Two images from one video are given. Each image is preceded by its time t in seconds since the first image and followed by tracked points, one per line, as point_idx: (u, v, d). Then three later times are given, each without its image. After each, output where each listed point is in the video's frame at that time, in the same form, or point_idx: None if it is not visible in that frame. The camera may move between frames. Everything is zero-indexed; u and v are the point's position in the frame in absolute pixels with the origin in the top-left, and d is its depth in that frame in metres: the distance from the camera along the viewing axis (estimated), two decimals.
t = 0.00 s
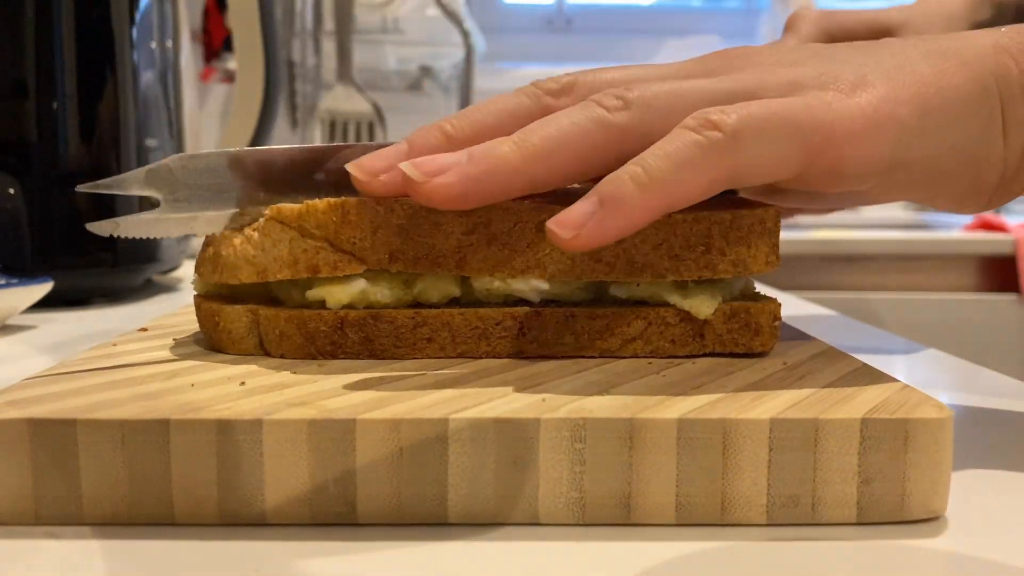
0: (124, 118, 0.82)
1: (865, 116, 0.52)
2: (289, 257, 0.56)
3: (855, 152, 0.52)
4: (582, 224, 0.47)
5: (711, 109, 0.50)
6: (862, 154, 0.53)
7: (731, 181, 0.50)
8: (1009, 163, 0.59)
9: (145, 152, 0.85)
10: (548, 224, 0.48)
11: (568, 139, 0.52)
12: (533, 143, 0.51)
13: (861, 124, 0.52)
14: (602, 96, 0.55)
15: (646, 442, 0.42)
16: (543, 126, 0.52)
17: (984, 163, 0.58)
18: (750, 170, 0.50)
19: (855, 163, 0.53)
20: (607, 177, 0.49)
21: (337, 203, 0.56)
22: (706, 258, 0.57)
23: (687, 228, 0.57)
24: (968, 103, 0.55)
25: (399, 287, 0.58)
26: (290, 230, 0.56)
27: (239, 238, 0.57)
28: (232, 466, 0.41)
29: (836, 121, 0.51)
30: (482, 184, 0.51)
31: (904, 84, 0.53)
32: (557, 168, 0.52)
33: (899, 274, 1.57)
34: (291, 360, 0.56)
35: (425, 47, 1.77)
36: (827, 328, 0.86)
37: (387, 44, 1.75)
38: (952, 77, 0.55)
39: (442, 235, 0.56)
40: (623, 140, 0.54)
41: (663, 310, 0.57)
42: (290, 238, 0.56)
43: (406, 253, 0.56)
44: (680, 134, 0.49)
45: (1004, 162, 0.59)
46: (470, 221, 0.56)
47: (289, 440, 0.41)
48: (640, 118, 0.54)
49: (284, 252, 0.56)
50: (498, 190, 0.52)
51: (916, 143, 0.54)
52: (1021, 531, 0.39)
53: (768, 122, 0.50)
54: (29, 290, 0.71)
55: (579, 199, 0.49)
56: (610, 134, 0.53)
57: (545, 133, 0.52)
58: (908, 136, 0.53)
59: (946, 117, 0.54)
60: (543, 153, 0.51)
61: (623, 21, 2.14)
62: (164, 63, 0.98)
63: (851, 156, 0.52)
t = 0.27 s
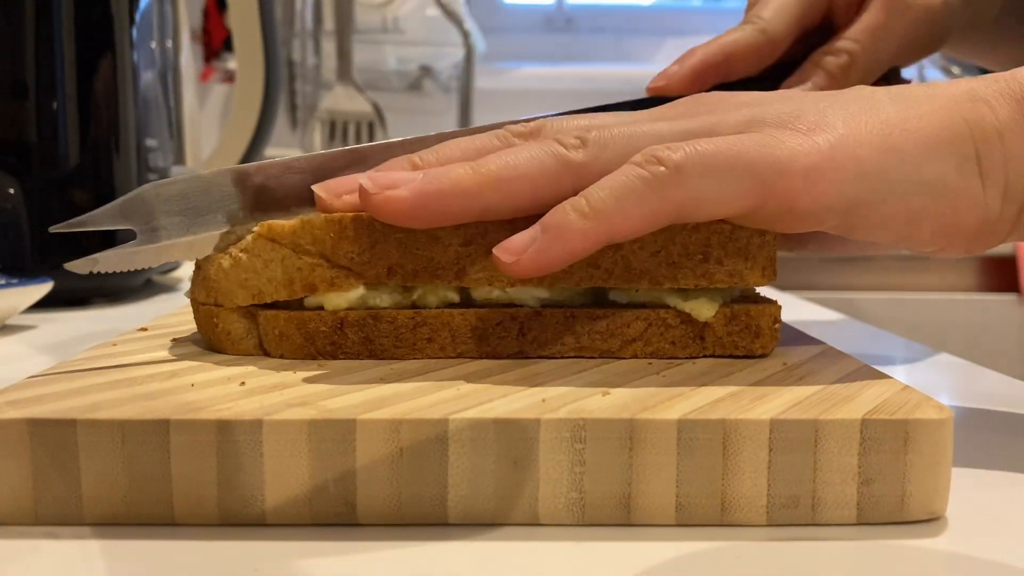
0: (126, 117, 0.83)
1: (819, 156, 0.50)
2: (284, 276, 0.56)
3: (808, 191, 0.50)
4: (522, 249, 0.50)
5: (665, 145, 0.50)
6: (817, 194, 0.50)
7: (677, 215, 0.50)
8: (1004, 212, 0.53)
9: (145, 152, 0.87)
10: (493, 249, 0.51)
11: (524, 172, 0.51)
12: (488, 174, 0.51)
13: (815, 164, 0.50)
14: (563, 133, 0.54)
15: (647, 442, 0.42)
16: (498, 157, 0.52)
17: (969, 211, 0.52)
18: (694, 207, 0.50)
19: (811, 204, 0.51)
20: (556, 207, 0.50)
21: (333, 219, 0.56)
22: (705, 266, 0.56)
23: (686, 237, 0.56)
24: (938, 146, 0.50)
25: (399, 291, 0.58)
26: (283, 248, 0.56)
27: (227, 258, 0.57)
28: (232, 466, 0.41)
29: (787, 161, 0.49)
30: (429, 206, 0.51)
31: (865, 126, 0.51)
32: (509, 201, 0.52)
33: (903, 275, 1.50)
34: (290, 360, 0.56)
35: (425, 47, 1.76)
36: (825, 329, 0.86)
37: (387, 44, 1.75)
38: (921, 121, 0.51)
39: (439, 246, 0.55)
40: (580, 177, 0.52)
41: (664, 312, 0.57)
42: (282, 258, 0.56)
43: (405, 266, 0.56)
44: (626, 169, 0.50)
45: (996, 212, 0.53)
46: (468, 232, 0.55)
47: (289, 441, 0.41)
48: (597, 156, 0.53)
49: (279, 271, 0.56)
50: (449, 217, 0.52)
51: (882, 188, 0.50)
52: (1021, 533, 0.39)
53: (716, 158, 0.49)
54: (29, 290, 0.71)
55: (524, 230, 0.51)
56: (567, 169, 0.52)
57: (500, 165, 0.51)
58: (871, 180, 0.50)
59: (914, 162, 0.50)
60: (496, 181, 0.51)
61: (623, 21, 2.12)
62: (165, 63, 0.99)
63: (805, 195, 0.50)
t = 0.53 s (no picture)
0: (126, 117, 0.83)
1: (821, 165, 0.50)
2: (289, 281, 0.56)
3: (811, 201, 0.50)
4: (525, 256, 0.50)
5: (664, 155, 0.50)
6: (819, 203, 0.50)
7: (680, 223, 0.50)
8: (1005, 223, 0.53)
9: (145, 152, 0.87)
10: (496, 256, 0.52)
11: (526, 180, 0.51)
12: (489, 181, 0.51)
13: (817, 173, 0.49)
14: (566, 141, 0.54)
15: (647, 442, 0.42)
16: (501, 164, 0.52)
17: (971, 222, 0.52)
18: (697, 214, 0.50)
19: (813, 213, 0.50)
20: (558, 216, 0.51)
21: (339, 228, 0.55)
22: (708, 272, 0.56)
23: (690, 242, 0.56)
24: (939, 157, 0.50)
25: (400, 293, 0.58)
26: (288, 254, 0.56)
27: (230, 262, 0.57)
28: (232, 466, 0.41)
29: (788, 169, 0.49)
30: (434, 215, 0.51)
31: (867, 136, 0.50)
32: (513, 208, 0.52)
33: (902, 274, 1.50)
34: (290, 359, 0.56)
35: (425, 46, 1.77)
36: (824, 329, 0.86)
37: (387, 44, 1.75)
38: (921, 131, 0.51)
39: (444, 252, 0.56)
40: (584, 183, 0.52)
41: (665, 312, 0.57)
42: (286, 263, 0.56)
43: (410, 274, 0.56)
44: (626, 177, 0.50)
45: (998, 223, 0.53)
46: (471, 239, 0.55)
47: (289, 441, 0.41)
48: (601, 163, 0.53)
49: (283, 276, 0.56)
50: (451, 226, 0.52)
51: (883, 198, 0.50)
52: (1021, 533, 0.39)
53: (716, 167, 0.49)
54: (29, 291, 0.71)
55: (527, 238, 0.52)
56: (571, 176, 0.52)
57: (500, 174, 0.51)
58: (873, 189, 0.50)
59: (915, 171, 0.50)
60: (500, 189, 0.51)
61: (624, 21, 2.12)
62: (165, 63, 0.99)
63: (807, 204, 0.50)
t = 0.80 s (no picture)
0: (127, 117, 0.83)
1: (823, 173, 0.49)
2: (294, 281, 0.56)
3: (812, 209, 0.50)
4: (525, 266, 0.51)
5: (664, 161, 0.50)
6: (821, 211, 0.50)
7: (680, 231, 0.50)
8: (1010, 233, 0.53)
9: (145, 152, 0.88)
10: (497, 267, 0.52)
11: (526, 187, 0.51)
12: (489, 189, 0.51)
13: (819, 182, 0.49)
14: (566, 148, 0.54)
15: (646, 443, 0.42)
16: (500, 173, 0.52)
17: (975, 231, 0.52)
18: (697, 222, 0.50)
19: (815, 222, 0.50)
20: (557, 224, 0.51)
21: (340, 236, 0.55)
22: (709, 277, 0.56)
23: (691, 248, 0.55)
24: (941, 164, 0.50)
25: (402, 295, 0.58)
26: (293, 254, 0.56)
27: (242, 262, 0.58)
28: (232, 466, 0.41)
29: (788, 178, 0.49)
30: (434, 226, 0.51)
31: (869, 144, 0.50)
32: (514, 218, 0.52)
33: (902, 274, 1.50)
34: (290, 359, 0.56)
35: (425, 46, 1.76)
36: (824, 329, 0.86)
37: (387, 44, 1.76)
38: (923, 139, 0.51)
39: (445, 260, 0.56)
40: (584, 189, 0.52)
41: (666, 313, 0.57)
42: (291, 263, 0.56)
43: (411, 282, 0.56)
44: (625, 185, 0.50)
45: (1003, 233, 0.53)
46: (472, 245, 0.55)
47: (289, 441, 0.41)
48: (601, 169, 0.52)
49: (289, 276, 0.56)
50: (453, 236, 0.52)
51: (884, 205, 0.50)
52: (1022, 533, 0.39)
53: (717, 173, 0.49)
54: (28, 291, 0.71)
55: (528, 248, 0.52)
56: (572, 183, 0.52)
57: (501, 181, 0.51)
58: (874, 196, 0.50)
59: (916, 178, 0.50)
60: (499, 198, 0.51)
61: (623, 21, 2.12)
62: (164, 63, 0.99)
63: (808, 213, 0.50)
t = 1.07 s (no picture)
0: (126, 117, 0.82)
1: (823, 177, 0.49)
2: (297, 281, 0.56)
3: (812, 212, 0.50)
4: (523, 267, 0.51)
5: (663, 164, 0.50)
6: (821, 215, 0.50)
7: (679, 233, 0.51)
8: (1007, 237, 0.53)
9: (145, 152, 0.86)
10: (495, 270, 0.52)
11: (525, 190, 0.51)
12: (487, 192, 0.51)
13: (818, 184, 0.49)
14: (564, 151, 0.54)
15: (647, 443, 0.42)
16: (499, 177, 0.52)
17: (972, 235, 0.52)
18: (696, 223, 0.50)
19: (814, 226, 0.50)
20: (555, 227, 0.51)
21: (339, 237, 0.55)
22: (708, 278, 0.56)
23: (690, 249, 0.56)
24: (940, 169, 0.50)
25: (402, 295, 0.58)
26: (298, 253, 0.56)
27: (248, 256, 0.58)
28: (232, 466, 0.41)
29: (789, 180, 0.49)
30: (433, 231, 0.51)
31: (869, 148, 0.50)
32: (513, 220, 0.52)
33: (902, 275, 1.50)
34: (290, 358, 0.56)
35: (425, 46, 1.76)
36: (824, 329, 0.86)
37: (387, 44, 1.75)
38: (923, 143, 0.51)
39: (446, 263, 0.56)
40: (584, 192, 0.52)
41: (666, 313, 0.57)
42: (296, 262, 0.56)
43: (412, 285, 0.56)
44: (625, 187, 0.50)
45: (1000, 237, 0.53)
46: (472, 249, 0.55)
47: (289, 441, 0.41)
48: (601, 171, 0.52)
49: (292, 276, 0.57)
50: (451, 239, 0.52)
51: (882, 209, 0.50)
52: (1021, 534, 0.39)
53: (716, 175, 0.49)
54: (28, 290, 0.71)
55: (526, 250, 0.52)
56: (570, 186, 0.52)
57: (499, 185, 0.51)
58: (873, 201, 0.50)
59: (914, 183, 0.50)
60: (498, 201, 0.51)
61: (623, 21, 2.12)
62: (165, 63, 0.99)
63: (808, 217, 0.50)
